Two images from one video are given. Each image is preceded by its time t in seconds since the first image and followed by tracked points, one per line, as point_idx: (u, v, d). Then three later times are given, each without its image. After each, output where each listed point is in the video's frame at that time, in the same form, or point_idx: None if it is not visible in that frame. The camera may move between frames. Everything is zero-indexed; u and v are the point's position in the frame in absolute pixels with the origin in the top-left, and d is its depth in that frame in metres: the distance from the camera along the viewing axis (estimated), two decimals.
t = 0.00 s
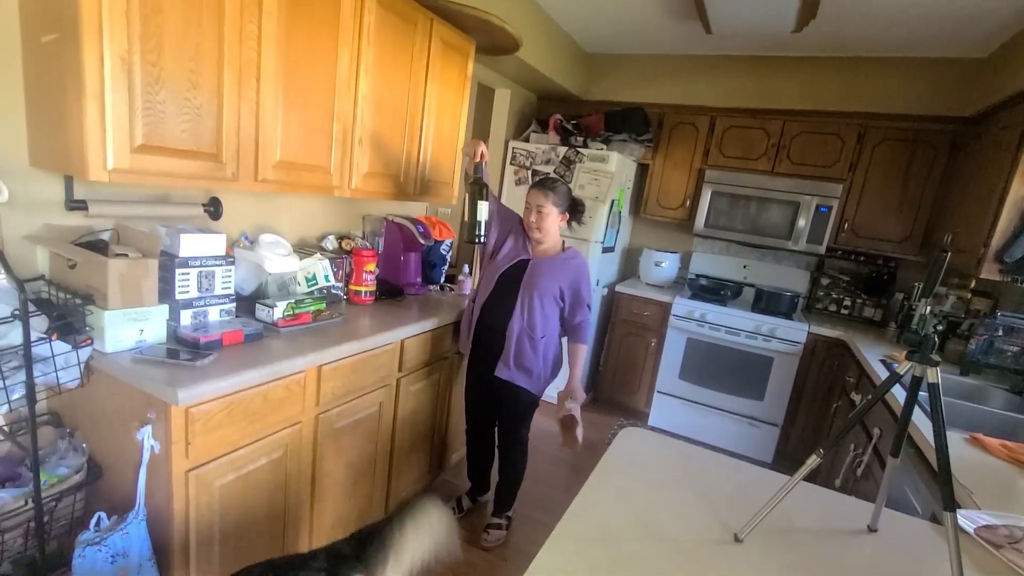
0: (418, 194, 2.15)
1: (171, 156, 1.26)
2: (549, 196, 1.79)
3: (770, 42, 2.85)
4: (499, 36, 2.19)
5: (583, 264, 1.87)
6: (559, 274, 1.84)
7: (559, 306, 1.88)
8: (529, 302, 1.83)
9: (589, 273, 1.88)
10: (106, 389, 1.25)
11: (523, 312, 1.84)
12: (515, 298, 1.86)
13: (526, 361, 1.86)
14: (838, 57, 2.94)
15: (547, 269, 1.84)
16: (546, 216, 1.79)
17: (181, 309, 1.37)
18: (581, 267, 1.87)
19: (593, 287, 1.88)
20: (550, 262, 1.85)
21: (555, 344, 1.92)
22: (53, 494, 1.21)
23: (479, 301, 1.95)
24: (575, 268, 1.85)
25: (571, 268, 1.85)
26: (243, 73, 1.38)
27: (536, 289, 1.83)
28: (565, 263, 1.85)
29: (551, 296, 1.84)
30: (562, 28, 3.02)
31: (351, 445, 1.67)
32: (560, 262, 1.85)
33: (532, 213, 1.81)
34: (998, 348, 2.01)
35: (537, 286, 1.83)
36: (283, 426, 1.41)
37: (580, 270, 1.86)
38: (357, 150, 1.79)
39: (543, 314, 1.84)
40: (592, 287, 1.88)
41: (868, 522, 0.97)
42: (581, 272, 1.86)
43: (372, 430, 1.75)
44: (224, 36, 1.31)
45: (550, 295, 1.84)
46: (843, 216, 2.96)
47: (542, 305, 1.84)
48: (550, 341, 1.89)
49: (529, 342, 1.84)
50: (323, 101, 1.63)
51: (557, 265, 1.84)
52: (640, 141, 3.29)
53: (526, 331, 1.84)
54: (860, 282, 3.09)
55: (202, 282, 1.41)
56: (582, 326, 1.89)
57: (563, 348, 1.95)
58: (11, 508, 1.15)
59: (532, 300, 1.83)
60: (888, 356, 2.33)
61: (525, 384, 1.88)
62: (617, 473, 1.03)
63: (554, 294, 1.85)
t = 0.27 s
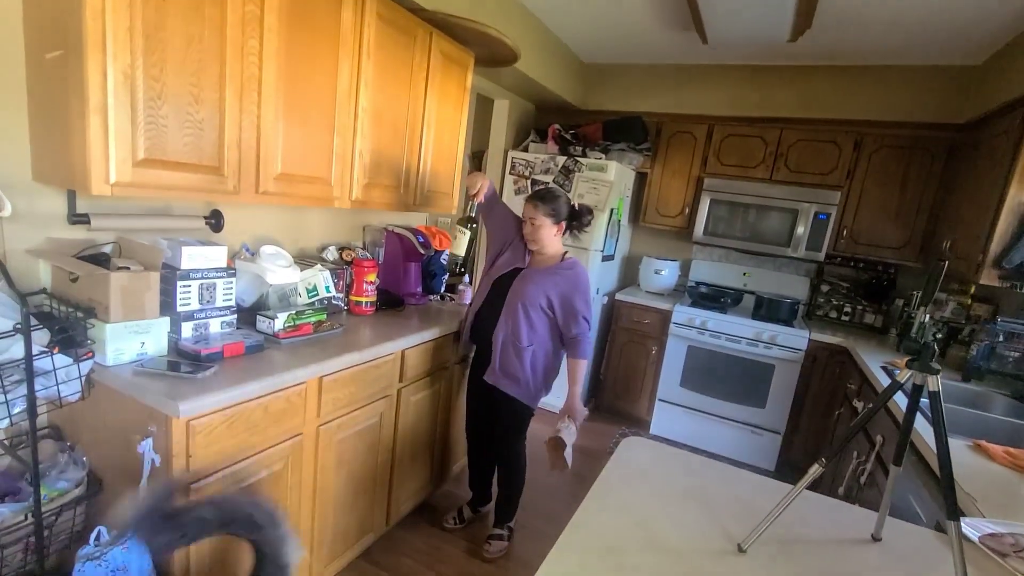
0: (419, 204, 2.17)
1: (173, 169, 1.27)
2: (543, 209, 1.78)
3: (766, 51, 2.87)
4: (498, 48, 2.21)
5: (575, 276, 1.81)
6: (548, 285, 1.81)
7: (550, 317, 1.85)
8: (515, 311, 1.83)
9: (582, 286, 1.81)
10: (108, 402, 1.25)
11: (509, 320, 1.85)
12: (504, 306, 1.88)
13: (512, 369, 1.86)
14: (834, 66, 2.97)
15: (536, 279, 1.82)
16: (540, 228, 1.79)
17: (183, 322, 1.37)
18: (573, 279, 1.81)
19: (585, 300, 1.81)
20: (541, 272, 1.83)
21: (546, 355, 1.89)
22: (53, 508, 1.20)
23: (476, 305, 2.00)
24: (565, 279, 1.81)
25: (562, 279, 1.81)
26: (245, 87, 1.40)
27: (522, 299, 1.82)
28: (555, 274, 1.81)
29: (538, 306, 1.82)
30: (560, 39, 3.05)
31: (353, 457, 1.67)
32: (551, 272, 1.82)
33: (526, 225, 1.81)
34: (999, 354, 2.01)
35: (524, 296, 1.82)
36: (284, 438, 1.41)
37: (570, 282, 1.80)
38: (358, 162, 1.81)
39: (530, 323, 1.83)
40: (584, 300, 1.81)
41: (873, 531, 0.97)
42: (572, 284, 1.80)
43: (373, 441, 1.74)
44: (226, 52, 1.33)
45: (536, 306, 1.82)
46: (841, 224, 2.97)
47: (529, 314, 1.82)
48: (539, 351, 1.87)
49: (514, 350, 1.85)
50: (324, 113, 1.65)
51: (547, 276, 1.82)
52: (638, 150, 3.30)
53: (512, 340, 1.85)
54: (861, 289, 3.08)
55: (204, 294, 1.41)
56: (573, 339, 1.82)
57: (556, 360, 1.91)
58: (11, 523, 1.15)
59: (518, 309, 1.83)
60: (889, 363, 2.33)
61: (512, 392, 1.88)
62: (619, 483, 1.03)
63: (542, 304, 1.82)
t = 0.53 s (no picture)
0: (419, 206, 2.17)
1: (174, 171, 1.27)
2: (535, 215, 1.76)
3: (763, 50, 2.88)
4: (496, 50, 2.22)
5: (569, 279, 1.78)
6: (542, 287, 1.79)
7: (544, 319, 1.83)
8: (507, 311, 1.82)
9: (577, 290, 1.78)
10: (110, 406, 1.24)
11: (502, 320, 1.84)
12: (497, 305, 1.87)
13: (503, 368, 1.86)
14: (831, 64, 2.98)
15: (530, 280, 1.81)
16: (535, 234, 1.79)
17: (184, 324, 1.36)
18: (568, 283, 1.78)
19: (579, 304, 1.78)
20: (536, 273, 1.82)
21: (538, 356, 1.87)
22: (55, 513, 1.19)
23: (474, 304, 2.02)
24: (559, 282, 1.78)
25: (556, 281, 1.79)
26: (245, 90, 1.40)
27: (515, 299, 1.80)
28: (550, 276, 1.79)
29: (531, 307, 1.80)
30: (557, 41, 3.06)
31: (356, 459, 1.66)
32: (546, 274, 1.80)
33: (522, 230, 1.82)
34: (1004, 348, 2.01)
35: (517, 296, 1.80)
36: (288, 440, 1.40)
37: (564, 285, 1.78)
38: (358, 164, 1.81)
39: (522, 324, 1.81)
40: (578, 304, 1.78)
41: (883, 522, 0.96)
42: (567, 287, 1.78)
43: (377, 443, 1.74)
44: (226, 54, 1.33)
45: (529, 307, 1.80)
46: (841, 220, 2.96)
47: (522, 315, 1.81)
48: (530, 352, 1.85)
49: (505, 350, 1.83)
50: (323, 115, 1.65)
51: (542, 277, 1.80)
52: (637, 150, 3.30)
53: (503, 340, 1.84)
54: (862, 286, 3.09)
55: (205, 296, 1.41)
56: (564, 343, 1.79)
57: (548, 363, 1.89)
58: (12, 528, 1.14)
59: (511, 310, 1.81)
60: (893, 358, 2.32)
61: (502, 391, 1.88)
62: (625, 479, 1.02)
63: (534, 306, 1.80)
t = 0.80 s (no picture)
0: (420, 206, 2.17)
1: (175, 171, 1.27)
2: (534, 215, 1.76)
3: (762, 46, 2.88)
4: (496, 49, 2.22)
5: (566, 279, 1.77)
6: (538, 286, 1.78)
7: (541, 319, 1.82)
8: (504, 310, 1.81)
9: (574, 290, 1.77)
10: (113, 406, 1.24)
11: (498, 319, 1.83)
12: (494, 305, 1.87)
13: (500, 368, 1.86)
14: (829, 59, 2.98)
15: (527, 280, 1.80)
16: (531, 232, 1.78)
17: (187, 324, 1.36)
18: (564, 283, 1.77)
19: (576, 304, 1.77)
20: (533, 273, 1.81)
21: (534, 356, 1.86)
22: (59, 514, 1.19)
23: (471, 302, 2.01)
24: (556, 282, 1.78)
25: (553, 281, 1.78)
26: (245, 89, 1.40)
27: (512, 298, 1.80)
28: (547, 276, 1.78)
29: (527, 307, 1.80)
30: (556, 40, 3.06)
31: (359, 458, 1.66)
32: (542, 273, 1.80)
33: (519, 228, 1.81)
34: (1008, 339, 2.01)
35: (513, 296, 1.80)
36: (291, 439, 1.40)
37: (561, 284, 1.77)
38: (358, 163, 1.81)
39: (519, 324, 1.81)
40: (575, 304, 1.77)
41: (890, 513, 0.96)
42: (563, 287, 1.76)
43: (380, 442, 1.73)
44: (226, 55, 1.34)
45: (525, 307, 1.80)
46: (842, 216, 2.96)
47: (519, 315, 1.80)
48: (527, 352, 1.85)
49: (502, 349, 1.83)
50: (323, 115, 1.65)
51: (539, 277, 1.79)
52: (637, 148, 3.30)
53: (499, 340, 1.83)
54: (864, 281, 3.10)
55: (207, 296, 1.41)
56: (561, 344, 1.79)
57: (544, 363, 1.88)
58: (17, 529, 1.14)
59: (507, 309, 1.81)
60: (896, 352, 2.31)
61: (499, 390, 1.87)
62: (630, 473, 1.02)
63: (531, 306, 1.79)
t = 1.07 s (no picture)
0: (424, 210, 2.17)
1: (182, 176, 1.28)
2: (533, 207, 1.76)
3: (766, 48, 2.88)
4: (499, 52, 2.23)
5: (566, 279, 1.77)
6: (538, 287, 1.78)
7: (543, 320, 1.82)
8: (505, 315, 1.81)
9: (574, 289, 1.77)
10: (121, 411, 1.25)
11: (500, 324, 1.83)
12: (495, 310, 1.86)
13: (506, 373, 1.85)
14: (833, 60, 2.97)
15: (527, 283, 1.80)
16: (529, 225, 1.78)
17: (193, 329, 1.37)
18: (565, 283, 1.77)
19: (577, 304, 1.77)
20: (533, 275, 1.81)
21: (540, 359, 1.86)
22: (66, 518, 1.19)
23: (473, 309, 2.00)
24: (556, 282, 1.77)
25: (553, 282, 1.78)
26: (251, 95, 1.41)
27: (512, 302, 1.80)
28: (546, 277, 1.78)
29: (528, 309, 1.79)
30: (559, 42, 3.07)
31: (365, 462, 1.65)
32: (542, 275, 1.79)
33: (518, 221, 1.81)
34: (1014, 341, 1.99)
35: (513, 299, 1.80)
36: (297, 443, 1.41)
37: (560, 284, 1.77)
38: (363, 167, 1.81)
39: (522, 327, 1.81)
40: (576, 303, 1.77)
41: (897, 518, 0.95)
42: (563, 286, 1.76)
43: (385, 445, 1.73)
44: (232, 61, 1.34)
45: (527, 311, 1.79)
46: (848, 217, 2.95)
47: (521, 318, 1.80)
48: (532, 355, 1.84)
49: (506, 354, 1.83)
50: (328, 120, 1.66)
51: (538, 278, 1.79)
52: (641, 150, 3.31)
53: (504, 345, 1.83)
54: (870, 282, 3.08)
55: (214, 300, 1.42)
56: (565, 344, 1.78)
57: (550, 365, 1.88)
58: (25, 533, 1.14)
59: (508, 313, 1.81)
60: (903, 354, 2.30)
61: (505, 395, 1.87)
62: (636, 476, 1.02)
63: (532, 308, 1.79)
